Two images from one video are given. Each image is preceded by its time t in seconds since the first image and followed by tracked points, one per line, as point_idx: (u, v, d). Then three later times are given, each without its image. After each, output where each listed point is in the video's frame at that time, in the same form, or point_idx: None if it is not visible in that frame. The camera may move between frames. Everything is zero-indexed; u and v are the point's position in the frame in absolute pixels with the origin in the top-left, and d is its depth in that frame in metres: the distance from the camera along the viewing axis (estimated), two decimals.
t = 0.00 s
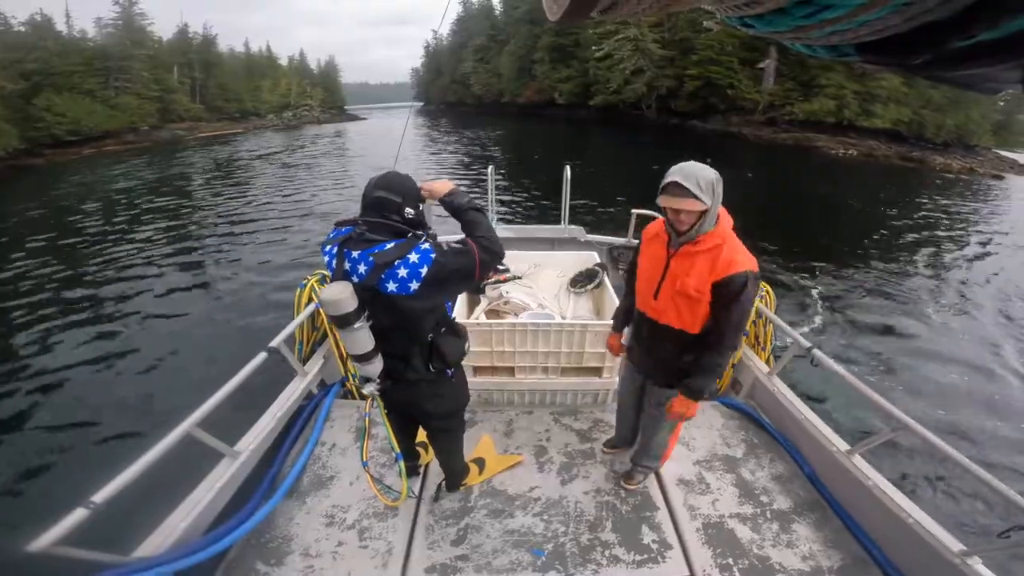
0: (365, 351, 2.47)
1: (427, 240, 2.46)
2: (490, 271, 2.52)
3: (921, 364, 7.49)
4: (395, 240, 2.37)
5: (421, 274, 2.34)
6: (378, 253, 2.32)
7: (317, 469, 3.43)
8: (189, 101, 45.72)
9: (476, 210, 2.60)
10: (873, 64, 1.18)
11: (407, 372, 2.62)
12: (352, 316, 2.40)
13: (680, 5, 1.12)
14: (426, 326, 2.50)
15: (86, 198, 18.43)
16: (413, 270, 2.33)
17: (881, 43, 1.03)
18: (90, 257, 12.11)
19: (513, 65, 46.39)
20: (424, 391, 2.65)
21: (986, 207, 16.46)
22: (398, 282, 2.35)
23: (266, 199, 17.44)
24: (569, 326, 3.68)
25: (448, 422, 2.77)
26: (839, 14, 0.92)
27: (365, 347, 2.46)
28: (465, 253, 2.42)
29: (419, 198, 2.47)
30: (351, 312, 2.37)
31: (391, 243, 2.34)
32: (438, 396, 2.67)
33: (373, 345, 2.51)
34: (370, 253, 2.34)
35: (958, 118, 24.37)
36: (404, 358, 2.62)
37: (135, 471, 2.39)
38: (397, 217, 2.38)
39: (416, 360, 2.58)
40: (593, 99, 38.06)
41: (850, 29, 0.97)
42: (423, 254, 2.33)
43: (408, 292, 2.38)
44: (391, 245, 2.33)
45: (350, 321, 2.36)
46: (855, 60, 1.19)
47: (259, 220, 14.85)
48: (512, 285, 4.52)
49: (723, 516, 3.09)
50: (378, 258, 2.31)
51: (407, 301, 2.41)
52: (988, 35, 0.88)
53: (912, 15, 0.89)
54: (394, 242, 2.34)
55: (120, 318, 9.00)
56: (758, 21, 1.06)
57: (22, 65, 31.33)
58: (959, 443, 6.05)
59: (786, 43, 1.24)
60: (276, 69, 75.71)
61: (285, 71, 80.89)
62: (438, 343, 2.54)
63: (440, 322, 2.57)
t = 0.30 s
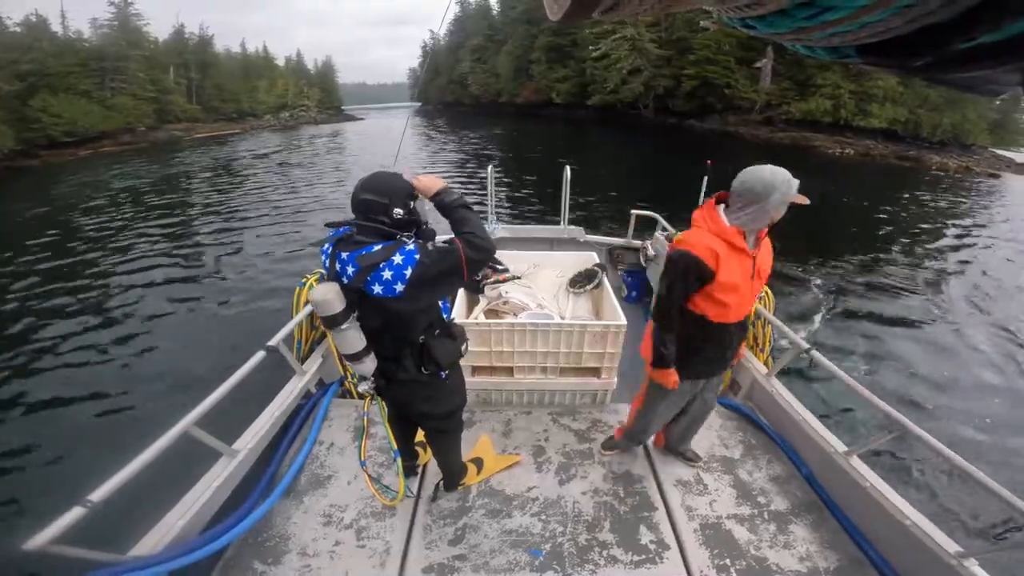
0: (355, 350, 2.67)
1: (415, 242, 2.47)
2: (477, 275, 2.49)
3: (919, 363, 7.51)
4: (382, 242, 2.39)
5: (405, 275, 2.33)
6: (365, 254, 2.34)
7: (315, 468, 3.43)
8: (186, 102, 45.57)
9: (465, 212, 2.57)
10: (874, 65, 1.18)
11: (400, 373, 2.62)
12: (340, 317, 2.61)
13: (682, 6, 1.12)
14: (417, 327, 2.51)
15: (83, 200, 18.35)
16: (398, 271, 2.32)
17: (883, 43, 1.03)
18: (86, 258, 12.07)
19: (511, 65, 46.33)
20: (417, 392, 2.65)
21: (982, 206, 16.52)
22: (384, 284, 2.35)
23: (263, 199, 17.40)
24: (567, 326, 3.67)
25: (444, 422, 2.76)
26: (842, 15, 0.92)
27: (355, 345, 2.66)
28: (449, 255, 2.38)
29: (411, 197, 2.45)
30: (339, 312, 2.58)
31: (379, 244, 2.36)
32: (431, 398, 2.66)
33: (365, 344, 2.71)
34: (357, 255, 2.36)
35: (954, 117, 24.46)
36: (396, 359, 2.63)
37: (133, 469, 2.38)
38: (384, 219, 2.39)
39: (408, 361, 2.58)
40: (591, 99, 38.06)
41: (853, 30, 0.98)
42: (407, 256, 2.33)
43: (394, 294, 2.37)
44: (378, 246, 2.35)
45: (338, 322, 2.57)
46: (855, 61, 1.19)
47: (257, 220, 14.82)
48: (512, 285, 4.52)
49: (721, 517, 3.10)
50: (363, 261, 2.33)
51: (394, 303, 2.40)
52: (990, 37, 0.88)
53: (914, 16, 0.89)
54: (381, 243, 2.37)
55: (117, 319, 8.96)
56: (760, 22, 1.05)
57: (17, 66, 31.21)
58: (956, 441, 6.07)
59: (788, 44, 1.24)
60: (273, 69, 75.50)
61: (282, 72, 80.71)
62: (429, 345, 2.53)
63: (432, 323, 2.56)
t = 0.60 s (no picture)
0: (365, 348, 2.63)
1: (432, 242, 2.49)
2: (489, 292, 2.59)
3: (918, 362, 7.51)
4: (401, 241, 2.40)
5: (428, 281, 2.37)
6: (387, 252, 2.34)
7: (319, 469, 3.42)
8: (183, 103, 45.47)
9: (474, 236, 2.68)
10: (872, 64, 1.18)
11: (406, 372, 2.60)
12: (356, 313, 2.51)
13: (679, 6, 1.12)
14: (426, 328, 2.48)
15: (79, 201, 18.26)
16: (422, 275, 2.36)
17: (881, 41, 1.03)
18: (83, 259, 12.05)
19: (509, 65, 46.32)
20: (421, 392, 2.64)
21: (979, 205, 16.56)
22: (404, 286, 2.36)
23: (261, 200, 17.39)
24: (570, 326, 3.67)
25: (449, 422, 2.76)
26: (839, 14, 0.92)
27: (365, 344, 2.62)
28: (471, 271, 2.47)
29: (423, 197, 2.47)
30: (357, 308, 2.46)
31: (399, 243, 2.37)
32: (436, 398, 2.65)
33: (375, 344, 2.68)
34: (377, 252, 2.36)
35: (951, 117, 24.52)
36: (403, 359, 2.62)
37: (137, 471, 2.37)
38: (402, 215, 2.38)
39: (416, 360, 2.56)
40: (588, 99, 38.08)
41: (851, 29, 0.98)
42: (433, 261, 2.36)
43: (411, 297, 2.38)
44: (400, 244, 2.36)
45: (355, 318, 2.46)
46: (854, 60, 1.19)
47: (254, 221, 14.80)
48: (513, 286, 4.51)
49: (725, 516, 3.10)
50: (386, 258, 2.34)
51: (412, 305, 2.40)
52: (989, 34, 0.88)
53: (913, 14, 0.89)
54: (402, 242, 2.38)
55: (115, 320, 8.94)
56: (758, 20, 1.06)
57: (13, 67, 31.16)
58: (956, 440, 6.08)
59: (785, 43, 1.24)
60: (269, 69, 75.37)
61: (279, 72, 80.63)
62: (439, 344, 2.54)
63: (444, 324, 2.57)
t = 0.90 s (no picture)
0: (375, 351, 2.44)
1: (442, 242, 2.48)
2: (500, 295, 2.57)
3: (917, 360, 7.52)
4: (413, 241, 2.38)
5: (440, 282, 2.35)
6: (400, 251, 2.32)
7: (320, 469, 3.42)
8: (180, 103, 45.44)
9: (479, 238, 2.62)
10: (871, 62, 1.19)
11: (416, 374, 2.61)
12: (369, 313, 2.35)
13: (678, 6, 1.12)
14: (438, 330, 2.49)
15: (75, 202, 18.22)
16: (434, 275, 2.33)
17: (880, 40, 1.04)
18: (80, 261, 12.04)
19: (506, 65, 46.37)
20: (429, 394, 2.65)
21: (976, 204, 16.60)
22: (417, 284, 2.34)
23: (259, 201, 17.39)
24: (571, 325, 3.67)
25: (454, 423, 2.77)
26: (838, 13, 0.92)
27: (374, 346, 2.42)
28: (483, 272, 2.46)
29: (429, 194, 2.47)
30: (370, 309, 2.33)
31: (412, 242, 2.36)
32: (445, 400, 2.66)
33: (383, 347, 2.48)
34: (390, 251, 2.33)
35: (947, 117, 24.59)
36: (412, 360, 2.62)
37: (140, 471, 2.37)
38: (413, 215, 2.38)
39: (426, 361, 2.58)
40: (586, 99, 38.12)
41: (851, 27, 0.98)
42: (447, 263, 2.34)
43: (424, 297, 2.35)
44: (413, 244, 2.35)
45: (366, 319, 2.32)
46: (853, 59, 1.19)
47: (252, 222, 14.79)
48: (514, 285, 4.51)
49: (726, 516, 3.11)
50: (400, 257, 2.32)
51: (424, 305, 2.37)
52: (987, 33, 0.89)
53: (911, 13, 0.89)
54: (415, 242, 2.36)
55: (113, 321, 8.92)
56: (757, 19, 1.05)
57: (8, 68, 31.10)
58: (955, 439, 6.09)
59: (784, 43, 1.25)
60: (266, 69, 75.35)
61: (277, 72, 80.57)
62: (450, 346, 2.56)
63: (455, 326, 2.59)
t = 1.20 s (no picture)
0: (387, 354, 2.40)
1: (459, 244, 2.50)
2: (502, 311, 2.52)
3: (914, 360, 7.54)
4: (431, 242, 2.38)
5: (457, 286, 2.34)
6: (419, 252, 2.33)
7: (319, 469, 3.42)
8: (176, 104, 45.35)
9: (490, 254, 2.78)
10: (870, 64, 1.19)
11: (424, 376, 2.61)
12: (387, 316, 2.31)
13: (678, 6, 1.12)
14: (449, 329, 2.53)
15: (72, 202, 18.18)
16: (452, 278, 2.34)
17: (882, 41, 1.04)
18: (76, 261, 12.00)
19: (503, 64, 46.37)
20: (434, 395, 2.66)
21: (972, 203, 16.67)
22: (435, 287, 2.34)
23: (256, 201, 17.36)
24: (570, 325, 3.69)
25: (458, 423, 2.78)
26: (839, 14, 0.92)
27: (387, 349, 2.39)
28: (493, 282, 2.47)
29: (449, 199, 2.50)
30: (387, 313, 2.29)
31: (431, 244, 2.36)
32: (452, 399, 2.68)
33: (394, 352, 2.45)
34: (408, 251, 2.34)
35: (943, 116, 24.69)
36: (418, 362, 2.62)
37: (138, 470, 2.37)
38: (432, 214, 2.40)
39: (435, 361, 2.59)
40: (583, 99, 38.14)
41: (853, 28, 0.98)
42: (464, 266, 2.36)
43: (441, 300, 2.34)
44: (430, 245, 2.35)
45: (385, 321, 2.28)
46: (854, 60, 1.19)
47: (249, 222, 14.76)
48: (514, 286, 4.51)
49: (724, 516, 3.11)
50: (419, 257, 2.32)
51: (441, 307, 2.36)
52: (990, 33, 0.89)
53: (913, 14, 0.89)
54: (432, 244, 2.36)
55: (110, 321, 8.89)
56: (759, 20, 1.05)
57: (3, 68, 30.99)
58: (951, 438, 6.12)
59: (786, 43, 1.24)
60: (263, 68, 75.24)
61: (274, 72, 80.40)
62: (459, 344, 2.59)
63: (462, 326, 2.61)
